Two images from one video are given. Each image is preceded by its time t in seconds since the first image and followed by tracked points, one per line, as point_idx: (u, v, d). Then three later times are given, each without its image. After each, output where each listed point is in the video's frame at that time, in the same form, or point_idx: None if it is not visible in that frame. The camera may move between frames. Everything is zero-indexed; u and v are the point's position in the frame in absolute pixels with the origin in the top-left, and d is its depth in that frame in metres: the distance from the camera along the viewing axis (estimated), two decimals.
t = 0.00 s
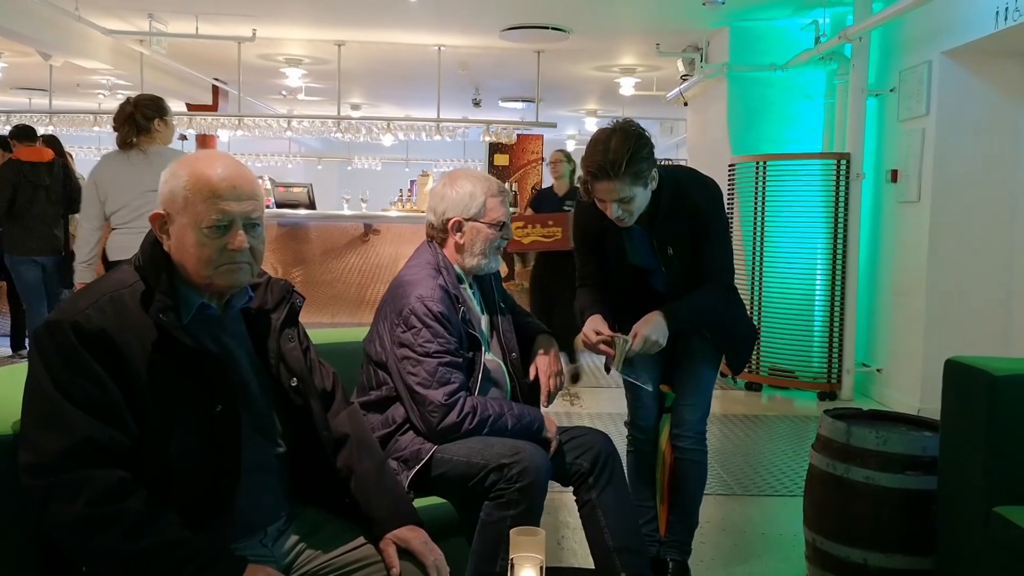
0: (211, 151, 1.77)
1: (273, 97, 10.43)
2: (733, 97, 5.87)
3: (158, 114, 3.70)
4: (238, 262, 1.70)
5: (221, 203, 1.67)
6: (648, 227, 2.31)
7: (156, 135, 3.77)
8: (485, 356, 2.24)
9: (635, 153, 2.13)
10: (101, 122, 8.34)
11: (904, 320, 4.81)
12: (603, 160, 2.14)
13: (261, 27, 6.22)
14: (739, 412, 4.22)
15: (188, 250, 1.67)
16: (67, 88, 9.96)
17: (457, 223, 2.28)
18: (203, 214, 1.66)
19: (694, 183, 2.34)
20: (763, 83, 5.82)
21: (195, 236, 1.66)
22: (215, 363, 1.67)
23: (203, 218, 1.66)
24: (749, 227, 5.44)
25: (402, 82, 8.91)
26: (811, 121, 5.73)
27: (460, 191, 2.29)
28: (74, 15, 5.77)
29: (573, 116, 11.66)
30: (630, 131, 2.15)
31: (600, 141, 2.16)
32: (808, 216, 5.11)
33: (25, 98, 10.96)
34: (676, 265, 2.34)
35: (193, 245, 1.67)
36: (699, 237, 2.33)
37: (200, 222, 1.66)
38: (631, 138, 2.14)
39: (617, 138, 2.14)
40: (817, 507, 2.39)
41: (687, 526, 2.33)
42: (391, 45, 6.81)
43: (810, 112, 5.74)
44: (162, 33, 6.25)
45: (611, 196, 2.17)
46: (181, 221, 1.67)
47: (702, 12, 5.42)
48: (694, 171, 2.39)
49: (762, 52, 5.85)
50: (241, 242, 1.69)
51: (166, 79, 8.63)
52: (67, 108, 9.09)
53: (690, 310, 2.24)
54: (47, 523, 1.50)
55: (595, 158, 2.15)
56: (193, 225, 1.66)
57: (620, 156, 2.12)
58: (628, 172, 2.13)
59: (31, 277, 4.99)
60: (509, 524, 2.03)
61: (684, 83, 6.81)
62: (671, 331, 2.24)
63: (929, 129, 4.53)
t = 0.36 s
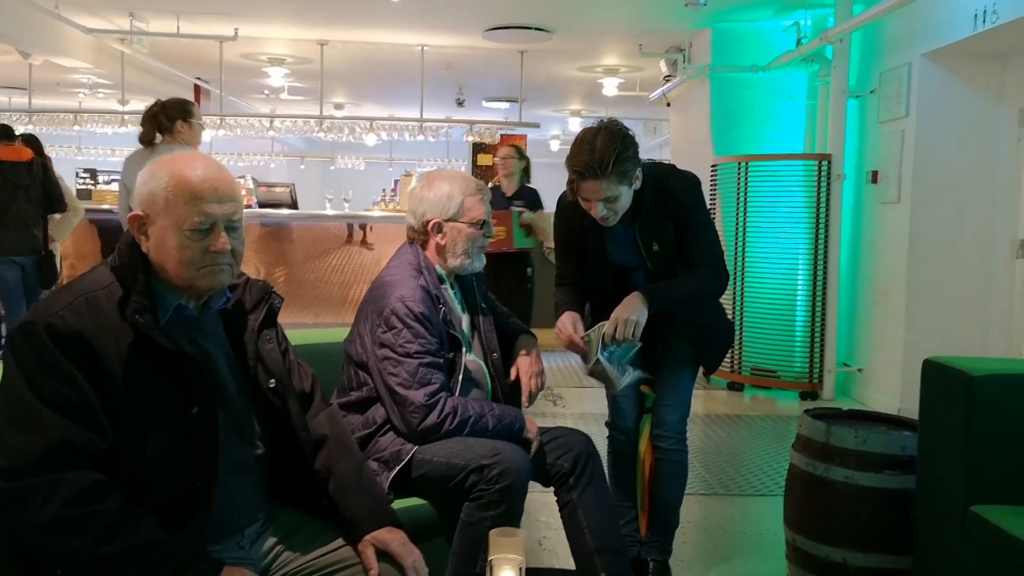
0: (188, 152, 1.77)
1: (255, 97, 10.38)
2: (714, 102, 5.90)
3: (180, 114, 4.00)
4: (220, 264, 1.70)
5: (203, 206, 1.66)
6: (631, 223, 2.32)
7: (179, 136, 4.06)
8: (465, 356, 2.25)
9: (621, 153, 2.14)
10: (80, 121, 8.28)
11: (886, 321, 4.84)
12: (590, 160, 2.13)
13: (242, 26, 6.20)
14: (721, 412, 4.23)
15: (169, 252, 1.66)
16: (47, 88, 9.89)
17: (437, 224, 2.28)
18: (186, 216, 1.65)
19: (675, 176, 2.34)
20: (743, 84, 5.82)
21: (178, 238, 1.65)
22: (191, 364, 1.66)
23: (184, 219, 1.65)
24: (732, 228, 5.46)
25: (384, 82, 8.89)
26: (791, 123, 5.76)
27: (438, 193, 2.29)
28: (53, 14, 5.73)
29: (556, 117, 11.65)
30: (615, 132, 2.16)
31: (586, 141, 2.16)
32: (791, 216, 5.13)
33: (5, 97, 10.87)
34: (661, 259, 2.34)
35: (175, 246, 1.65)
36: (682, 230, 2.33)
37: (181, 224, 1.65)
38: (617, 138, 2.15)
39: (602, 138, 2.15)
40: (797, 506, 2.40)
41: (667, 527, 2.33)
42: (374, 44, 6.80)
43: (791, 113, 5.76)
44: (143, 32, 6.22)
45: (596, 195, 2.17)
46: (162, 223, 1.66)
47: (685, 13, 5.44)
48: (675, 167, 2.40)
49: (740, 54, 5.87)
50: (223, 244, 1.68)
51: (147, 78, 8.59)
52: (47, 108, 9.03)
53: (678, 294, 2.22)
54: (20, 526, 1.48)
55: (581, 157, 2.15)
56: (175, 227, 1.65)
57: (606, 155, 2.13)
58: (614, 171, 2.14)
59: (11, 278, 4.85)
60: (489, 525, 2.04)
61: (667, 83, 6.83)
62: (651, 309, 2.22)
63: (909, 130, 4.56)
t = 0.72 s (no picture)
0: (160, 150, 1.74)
1: (235, 96, 10.31)
2: (694, 103, 5.88)
3: (214, 122, 4.47)
4: (208, 266, 1.71)
5: (196, 209, 1.66)
6: (607, 225, 2.32)
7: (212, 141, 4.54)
8: (442, 357, 2.26)
9: (602, 153, 2.14)
10: (56, 120, 8.20)
11: (863, 321, 4.87)
12: (572, 159, 2.13)
13: (221, 25, 6.17)
14: (700, 411, 4.25)
15: (158, 253, 1.64)
16: (23, 86, 9.79)
17: (414, 224, 2.27)
18: (181, 219, 1.64)
19: (654, 181, 2.35)
20: (719, 86, 5.86)
21: (174, 242, 1.64)
22: (166, 365, 1.65)
23: (178, 222, 1.64)
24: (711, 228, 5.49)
25: (364, 82, 8.86)
26: (770, 123, 5.83)
27: (417, 193, 2.29)
28: (28, 12, 5.68)
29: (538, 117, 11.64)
30: (598, 131, 2.15)
31: (568, 140, 2.15)
32: (770, 217, 5.16)
33: None
34: (633, 265, 2.35)
35: (165, 248, 1.64)
36: (657, 231, 2.34)
37: (173, 226, 1.64)
38: (600, 137, 2.15)
39: (584, 137, 2.14)
40: (774, 506, 2.42)
41: (645, 527, 2.34)
42: (354, 44, 6.78)
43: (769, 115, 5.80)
44: (120, 30, 6.17)
45: (576, 195, 2.17)
46: (151, 226, 1.63)
47: (664, 14, 5.46)
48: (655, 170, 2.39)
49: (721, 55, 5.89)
50: (215, 247, 1.70)
51: (124, 76, 8.52)
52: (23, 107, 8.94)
53: (656, 312, 2.24)
54: None
55: (563, 155, 2.14)
56: (166, 229, 1.64)
57: (588, 155, 2.12)
58: (595, 171, 2.13)
59: None
60: (466, 525, 2.05)
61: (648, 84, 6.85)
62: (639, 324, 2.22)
63: (886, 132, 4.60)
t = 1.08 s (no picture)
0: (137, 153, 1.71)
1: (212, 95, 10.24)
2: (671, 102, 5.94)
3: (232, 129, 4.40)
4: (185, 274, 1.70)
5: (177, 218, 1.65)
6: (583, 232, 2.33)
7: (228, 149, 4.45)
8: (419, 359, 2.26)
9: (587, 164, 2.12)
10: (30, 118, 8.11)
11: (839, 321, 4.91)
12: (556, 169, 2.11)
13: (198, 24, 6.13)
14: (677, 411, 4.27)
15: (138, 261, 1.63)
16: None
17: (394, 224, 2.27)
18: (162, 227, 1.63)
19: (632, 187, 2.35)
20: (698, 87, 5.88)
21: (155, 250, 1.63)
22: (136, 367, 1.64)
23: (159, 231, 1.63)
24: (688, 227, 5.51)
25: (342, 81, 8.82)
26: (745, 124, 5.83)
27: (398, 193, 2.28)
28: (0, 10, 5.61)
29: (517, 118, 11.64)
30: (584, 142, 2.13)
31: (553, 148, 2.13)
32: (749, 217, 5.19)
33: None
34: (608, 272, 2.35)
35: (147, 256, 1.63)
36: (634, 235, 2.34)
37: (156, 235, 1.62)
38: (586, 149, 2.13)
39: (570, 147, 2.12)
40: (750, 506, 2.43)
41: (621, 528, 2.35)
42: (332, 43, 6.76)
43: (746, 116, 5.83)
44: (95, 29, 6.12)
45: (558, 204, 2.16)
46: (132, 233, 1.62)
47: (643, 15, 5.47)
48: (634, 175, 2.40)
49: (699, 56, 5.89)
50: (195, 256, 1.69)
51: (98, 75, 8.44)
52: None
53: (626, 327, 2.27)
54: None
55: (548, 166, 2.12)
56: (149, 237, 1.62)
57: (573, 166, 2.10)
58: (579, 182, 2.12)
59: None
60: (441, 527, 2.05)
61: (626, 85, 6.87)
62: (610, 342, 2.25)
63: (861, 134, 4.64)
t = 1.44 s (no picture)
0: (104, 150, 1.69)
1: (183, 93, 10.16)
2: (645, 102, 5.95)
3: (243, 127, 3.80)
4: (150, 272, 1.68)
5: (142, 215, 1.63)
6: (556, 229, 2.32)
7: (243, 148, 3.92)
8: (390, 358, 2.26)
9: (561, 163, 2.12)
10: None
11: (811, 320, 4.95)
12: (530, 166, 2.11)
13: (168, 21, 6.07)
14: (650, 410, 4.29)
15: (103, 257, 1.61)
16: None
17: (365, 226, 2.25)
18: (127, 225, 1.61)
19: (604, 186, 2.36)
20: (673, 87, 5.91)
21: (119, 247, 1.61)
22: (100, 366, 1.61)
23: (124, 228, 1.61)
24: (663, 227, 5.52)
25: (316, 80, 8.77)
26: (717, 124, 5.89)
27: (370, 194, 2.26)
28: None
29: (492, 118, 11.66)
30: (557, 140, 2.13)
31: (526, 146, 2.12)
32: (722, 217, 5.22)
33: None
34: (582, 270, 2.35)
35: (113, 253, 1.61)
36: (607, 235, 2.35)
37: (121, 232, 1.60)
38: (559, 147, 2.13)
39: (544, 145, 2.12)
40: (721, 504, 2.45)
41: (591, 527, 2.35)
42: (305, 41, 6.72)
43: (719, 116, 5.88)
44: (63, 25, 6.05)
45: (533, 202, 2.15)
46: (96, 230, 1.60)
47: (617, 16, 5.49)
48: (606, 174, 2.40)
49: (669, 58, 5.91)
50: (160, 254, 1.68)
51: (67, 72, 8.34)
52: None
53: (600, 318, 2.28)
54: None
55: (523, 163, 2.11)
56: (113, 234, 1.60)
57: (547, 164, 2.10)
58: (554, 181, 2.12)
59: None
60: (411, 527, 2.05)
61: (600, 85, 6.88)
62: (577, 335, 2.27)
63: (833, 135, 4.68)
